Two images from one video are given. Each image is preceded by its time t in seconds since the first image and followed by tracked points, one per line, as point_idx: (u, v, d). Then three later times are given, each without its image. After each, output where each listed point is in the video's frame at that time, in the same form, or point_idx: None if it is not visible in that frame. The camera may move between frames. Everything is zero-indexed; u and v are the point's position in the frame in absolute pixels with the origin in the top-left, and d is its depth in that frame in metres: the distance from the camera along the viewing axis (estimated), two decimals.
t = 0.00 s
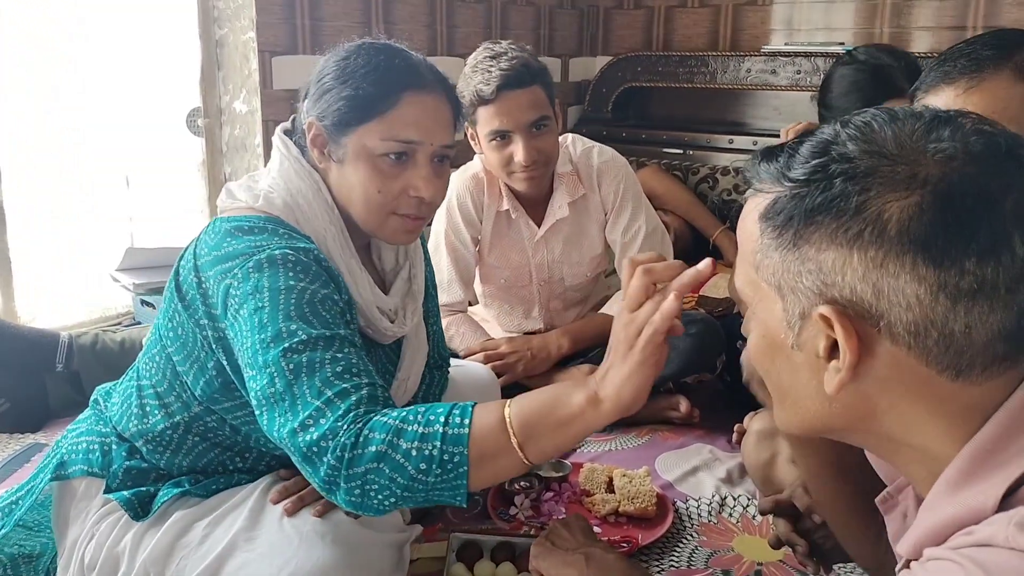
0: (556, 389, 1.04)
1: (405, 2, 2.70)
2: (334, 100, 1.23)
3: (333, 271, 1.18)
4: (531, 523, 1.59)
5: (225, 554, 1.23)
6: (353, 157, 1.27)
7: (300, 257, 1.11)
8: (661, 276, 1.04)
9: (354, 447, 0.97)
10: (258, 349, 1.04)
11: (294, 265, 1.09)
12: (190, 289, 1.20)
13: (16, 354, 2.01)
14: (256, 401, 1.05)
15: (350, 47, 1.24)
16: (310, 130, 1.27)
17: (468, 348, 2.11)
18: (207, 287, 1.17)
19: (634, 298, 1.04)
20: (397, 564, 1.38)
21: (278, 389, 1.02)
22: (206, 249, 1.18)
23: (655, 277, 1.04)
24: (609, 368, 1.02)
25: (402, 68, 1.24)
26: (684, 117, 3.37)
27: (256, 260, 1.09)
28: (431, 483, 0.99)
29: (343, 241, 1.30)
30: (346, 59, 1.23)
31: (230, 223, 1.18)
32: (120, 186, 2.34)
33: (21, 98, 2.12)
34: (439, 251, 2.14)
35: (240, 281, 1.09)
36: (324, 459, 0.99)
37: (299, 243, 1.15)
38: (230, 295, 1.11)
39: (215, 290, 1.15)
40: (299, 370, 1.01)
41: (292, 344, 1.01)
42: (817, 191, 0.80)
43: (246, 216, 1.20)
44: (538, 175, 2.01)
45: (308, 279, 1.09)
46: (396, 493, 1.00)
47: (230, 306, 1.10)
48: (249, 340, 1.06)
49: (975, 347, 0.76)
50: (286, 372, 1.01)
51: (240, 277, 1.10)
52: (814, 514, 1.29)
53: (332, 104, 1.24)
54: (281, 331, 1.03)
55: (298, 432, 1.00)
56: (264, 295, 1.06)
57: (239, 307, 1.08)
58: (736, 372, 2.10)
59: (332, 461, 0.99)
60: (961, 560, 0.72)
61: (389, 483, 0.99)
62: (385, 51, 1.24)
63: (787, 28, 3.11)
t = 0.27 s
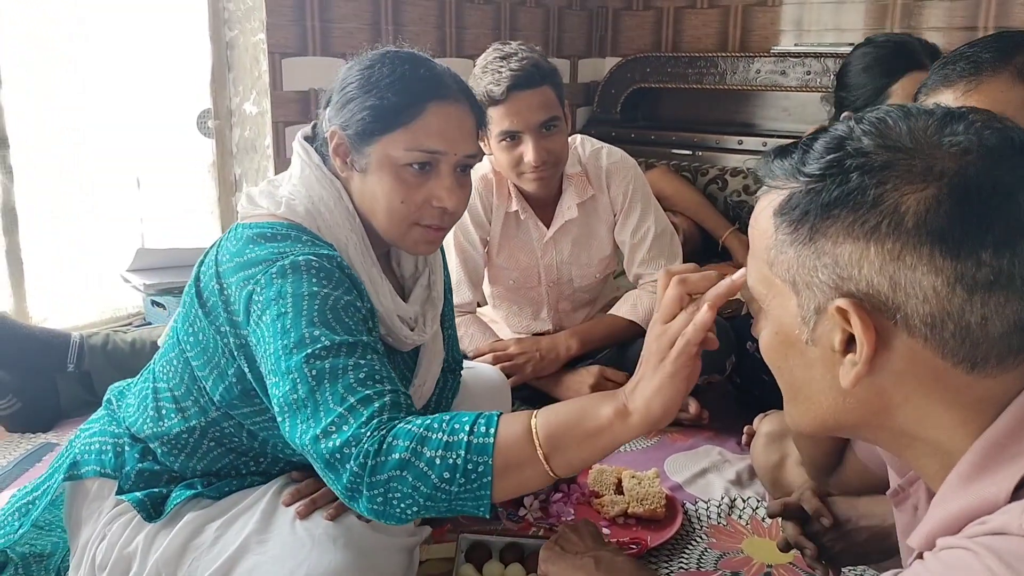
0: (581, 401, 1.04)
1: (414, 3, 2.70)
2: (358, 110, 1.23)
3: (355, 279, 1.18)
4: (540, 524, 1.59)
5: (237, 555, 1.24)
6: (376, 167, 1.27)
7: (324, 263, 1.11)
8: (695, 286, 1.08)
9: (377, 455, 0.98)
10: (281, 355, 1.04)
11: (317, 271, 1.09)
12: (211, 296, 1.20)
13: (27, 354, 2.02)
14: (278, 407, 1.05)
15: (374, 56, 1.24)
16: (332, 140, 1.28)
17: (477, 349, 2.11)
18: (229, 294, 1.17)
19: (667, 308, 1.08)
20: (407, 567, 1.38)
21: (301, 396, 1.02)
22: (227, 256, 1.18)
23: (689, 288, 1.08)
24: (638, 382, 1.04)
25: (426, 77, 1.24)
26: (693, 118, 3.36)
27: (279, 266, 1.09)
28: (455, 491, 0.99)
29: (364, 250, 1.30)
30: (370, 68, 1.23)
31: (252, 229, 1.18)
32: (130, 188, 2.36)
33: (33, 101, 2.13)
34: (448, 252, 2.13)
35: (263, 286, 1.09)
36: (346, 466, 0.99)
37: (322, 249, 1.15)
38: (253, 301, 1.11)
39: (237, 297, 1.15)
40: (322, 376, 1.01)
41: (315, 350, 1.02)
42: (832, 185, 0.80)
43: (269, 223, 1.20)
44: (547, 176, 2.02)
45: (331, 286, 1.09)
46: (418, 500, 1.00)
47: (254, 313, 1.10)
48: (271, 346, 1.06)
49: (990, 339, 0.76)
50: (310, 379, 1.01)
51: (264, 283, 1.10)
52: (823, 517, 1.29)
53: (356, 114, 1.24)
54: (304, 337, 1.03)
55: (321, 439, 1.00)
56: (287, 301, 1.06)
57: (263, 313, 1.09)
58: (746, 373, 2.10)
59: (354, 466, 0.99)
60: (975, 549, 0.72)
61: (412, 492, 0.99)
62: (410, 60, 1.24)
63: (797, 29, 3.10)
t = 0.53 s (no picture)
0: (603, 402, 1.05)
1: (424, 5, 2.70)
2: (377, 114, 1.23)
3: (372, 281, 1.18)
4: (551, 527, 1.59)
5: (248, 556, 1.23)
6: (394, 172, 1.26)
7: (342, 267, 1.11)
8: (718, 282, 1.11)
9: (399, 456, 0.97)
10: (300, 357, 1.04)
11: (336, 274, 1.09)
12: (228, 299, 1.20)
13: (40, 354, 2.03)
14: (297, 411, 1.05)
15: (392, 60, 1.24)
16: (350, 144, 1.27)
17: (487, 350, 2.11)
18: (247, 298, 1.17)
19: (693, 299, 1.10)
20: (418, 570, 1.37)
21: (321, 399, 1.01)
22: (244, 259, 1.18)
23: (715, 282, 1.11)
24: (662, 381, 1.04)
25: (445, 82, 1.24)
26: (704, 119, 3.35)
27: (297, 270, 1.09)
28: (479, 491, 0.99)
29: (382, 255, 1.30)
30: (389, 73, 1.22)
31: (269, 233, 1.18)
32: (141, 189, 2.37)
33: (46, 101, 2.14)
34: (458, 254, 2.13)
35: (281, 289, 1.09)
36: (368, 469, 0.99)
37: (340, 253, 1.15)
38: (271, 304, 1.11)
39: (254, 301, 1.15)
40: (343, 379, 1.01)
41: (335, 353, 1.01)
42: (846, 184, 0.79)
43: (287, 226, 1.20)
44: (558, 177, 2.01)
45: (350, 289, 1.09)
46: (440, 502, 0.99)
47: (272, 316, 1.10)
48: (290, 349, 1.06)
49: (1006, 337, 0.75)
50: (330, 382, 1.01)
51: (282, 285, 1.10)
52: (836, 520, 1.28)
53: (374, 119, 1.23)
54: (324, 340, 1.03)
55: (341, 442, 1.00)
56: (307, 303, 1.06)
57: (281, 316, 1.08)
58: (757, 375, 2.09)
59: (376, 469, 0.98)
60: (994, 548, 0.71)
61: (435, 495, 0.99)
62: (428, 65, 1.23)
63: (808, 29, 3.09)
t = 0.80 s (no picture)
0: (612, 404, 1.04)
1: (430, 4, 2.70)
2: (384, 115, 1.23)
3: (379, 281, 1.18)
4: (556, 527, 1.58)
5: (252, 558, 1.23)
6: (402, 173, 1.26)
7: (350, 268, 1.11)
8: (727, 285, 1.11)
9: (407, 458, 0.97)
10: (308, 358, 1.04)
11: (343, 274, 1.09)
12: (236, 300, 1.20)
13: (46, 354, 2.04)
14: (305, 411, 1.05)
15: (400, 62, 1.24)
16: (357, 146, 1.27)
17: (492, 351, 2.10)
18: (254, 299, 1.17)
19: (700, 301, 1.10)
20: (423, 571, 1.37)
21: (329, 400, 1.01)
22: (251, 260, 1.18)
23: (725, 284, 1.10)
24: (671, 383, 1.04)
25: (453, 82, 1.24)
26: (710, 119, 3.34)
27: (304, 271, 1.09)
28: (487, 492, 0.98)
29: (388, 256, 1.30)
30: (396, 74, 1.22)
31: (277, 234, 1.18)
32: (147, 188, 2.37)
33: (51, 100, 2.15)
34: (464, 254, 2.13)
35: (289, 289, 1.09)
36: (376, 470, 0.99)
37: (347, 254, 1.15)
38: (278, 304, 1.10)
39: (261, 302, 1.15)
40: (351, 380, 1.00)
41: (343, 354, 1.01)
42: (854, 186, 0.79)
43: (294, 227, 1.19)
44: (564, 176, 2.01)
45: (358, 290, 1.09)
46: (448, 503, 0.99)
47: (280, 316, 1.10)
48: (298, 350, 1.05)
49: (1013, 339, 0.75)
50: (337, 383, 1.01)
51: (290, 286, 1.09)
52: (842, 522, 1.27)
53: (381, 119, 1.23)
54: (332, 340, 1.02)
55: (349, 443, 1.00)
56: (314, 304, 1.06)
57: (289, 316, 1.08)
58: (763, 377, 2.08)
59: (384, 470, 0.98)
60: (1002, 550, 0.70)
61: (443, 496, 0.98)
62: (436, 66, 1.24)
63: (815, 29, 3.08)
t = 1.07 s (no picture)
0: (615, 406, 1.05)
1: (430, 6, 2.70)
2: (384, 118, 1.23)
3: (380, 284, 1.18)
4: (556, 530, 1.58)
5: (252, 561, 1.24)
6: (403, 177, 1.26)
7: (351, 270, 1.11)
8: (735, 286, 1.09)
9: (410, 459, 0.97)
10: (309, 360, 1.04)
11: (344, 276, 1.09)
12: (236, 304, 1.20)
13: (45, 356, 2.04)
14: (307, 413, 1.05)
15: (400, 65, 1.24)
16: (357, 149, 1.27)
17: (491, 353, 2.11)
18: (254, 302, 1.17)
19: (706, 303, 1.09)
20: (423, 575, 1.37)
21: (331, 401, 1.01)
22: (252, 263, 1.18)
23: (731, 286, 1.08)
24: (675, 385, 1.03)
25: (453, 85, 1.24)
26: (710, 120, 3.34)
27: (305, 273, 1.09)
28: (491, 493, 0.98)
29: (389, 258, 1.29)
30: (396, 77, 1.22)
31: (277, 237, 1.18)
32: (147, 190, 2.37)
33: (50, 101, 2.14)
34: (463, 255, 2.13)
35: (290, 292, 1.09)
36: (378, 471, 0.98)
37: (347, 256, 1.15)
38: (279, 307, 1.10)
39: (261, 305, 1.15)
40: (353, 381, 1.00)
41: (344, 356, 1.01)
42: (852, 190, 0.79)
43: (295, 230, 1.19)
44: (564, 178, 2.00)
45: (359, 292, 1.09)
46: (451, 504, 0.99)
47: (280, 319, 1.10)
48: (299, 353, 1.05)
49: (1011, 342, 0.74)
50: (339, 384, 1.00)
51: (291, 288, 1.09)
52: (841, 526, 1.27)
53: (382, 123, 1.23)
54: (333, 342, 1.02)
55: (351, 444, 1.00)
56: (315, 306, 1.06)
57: (290, 319, 1.08)
58: (763, 378, 2.08)
59: (387, 471, 0.98)
60: (1001, 552, 0.70)
61: (446, 497, 0.98)
62: (436, 69, 1.24)
63: (815, 30, 3.07)
